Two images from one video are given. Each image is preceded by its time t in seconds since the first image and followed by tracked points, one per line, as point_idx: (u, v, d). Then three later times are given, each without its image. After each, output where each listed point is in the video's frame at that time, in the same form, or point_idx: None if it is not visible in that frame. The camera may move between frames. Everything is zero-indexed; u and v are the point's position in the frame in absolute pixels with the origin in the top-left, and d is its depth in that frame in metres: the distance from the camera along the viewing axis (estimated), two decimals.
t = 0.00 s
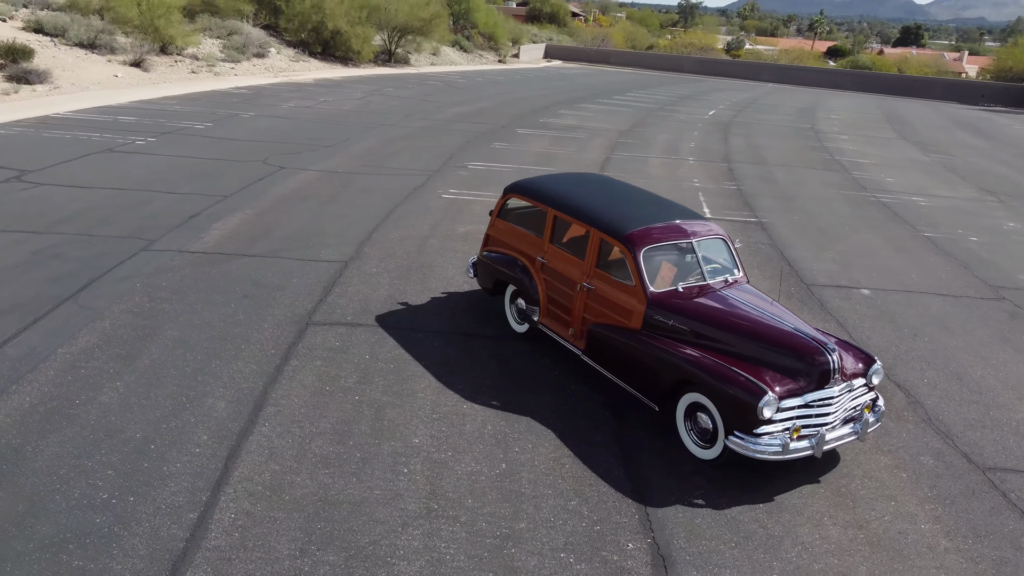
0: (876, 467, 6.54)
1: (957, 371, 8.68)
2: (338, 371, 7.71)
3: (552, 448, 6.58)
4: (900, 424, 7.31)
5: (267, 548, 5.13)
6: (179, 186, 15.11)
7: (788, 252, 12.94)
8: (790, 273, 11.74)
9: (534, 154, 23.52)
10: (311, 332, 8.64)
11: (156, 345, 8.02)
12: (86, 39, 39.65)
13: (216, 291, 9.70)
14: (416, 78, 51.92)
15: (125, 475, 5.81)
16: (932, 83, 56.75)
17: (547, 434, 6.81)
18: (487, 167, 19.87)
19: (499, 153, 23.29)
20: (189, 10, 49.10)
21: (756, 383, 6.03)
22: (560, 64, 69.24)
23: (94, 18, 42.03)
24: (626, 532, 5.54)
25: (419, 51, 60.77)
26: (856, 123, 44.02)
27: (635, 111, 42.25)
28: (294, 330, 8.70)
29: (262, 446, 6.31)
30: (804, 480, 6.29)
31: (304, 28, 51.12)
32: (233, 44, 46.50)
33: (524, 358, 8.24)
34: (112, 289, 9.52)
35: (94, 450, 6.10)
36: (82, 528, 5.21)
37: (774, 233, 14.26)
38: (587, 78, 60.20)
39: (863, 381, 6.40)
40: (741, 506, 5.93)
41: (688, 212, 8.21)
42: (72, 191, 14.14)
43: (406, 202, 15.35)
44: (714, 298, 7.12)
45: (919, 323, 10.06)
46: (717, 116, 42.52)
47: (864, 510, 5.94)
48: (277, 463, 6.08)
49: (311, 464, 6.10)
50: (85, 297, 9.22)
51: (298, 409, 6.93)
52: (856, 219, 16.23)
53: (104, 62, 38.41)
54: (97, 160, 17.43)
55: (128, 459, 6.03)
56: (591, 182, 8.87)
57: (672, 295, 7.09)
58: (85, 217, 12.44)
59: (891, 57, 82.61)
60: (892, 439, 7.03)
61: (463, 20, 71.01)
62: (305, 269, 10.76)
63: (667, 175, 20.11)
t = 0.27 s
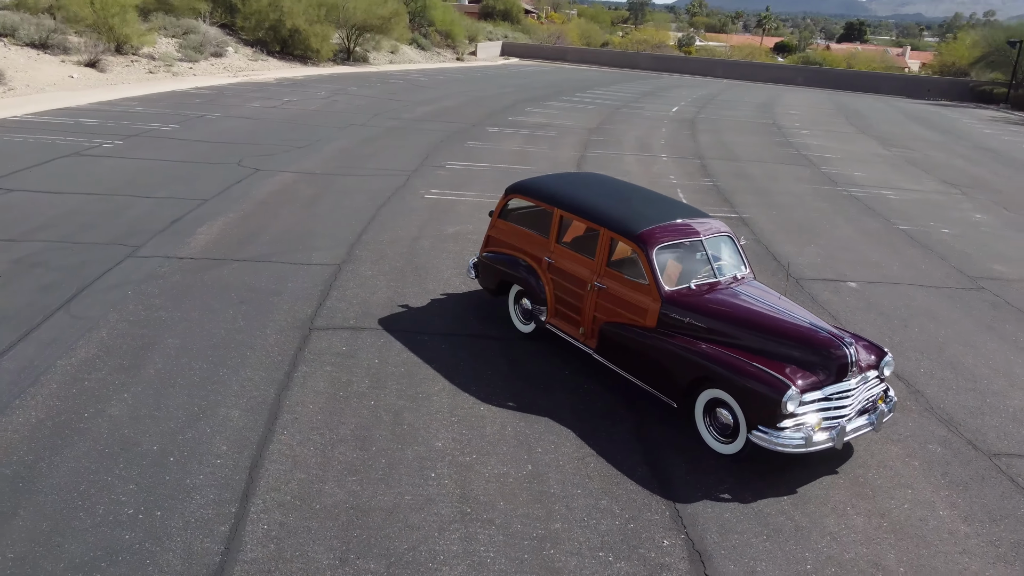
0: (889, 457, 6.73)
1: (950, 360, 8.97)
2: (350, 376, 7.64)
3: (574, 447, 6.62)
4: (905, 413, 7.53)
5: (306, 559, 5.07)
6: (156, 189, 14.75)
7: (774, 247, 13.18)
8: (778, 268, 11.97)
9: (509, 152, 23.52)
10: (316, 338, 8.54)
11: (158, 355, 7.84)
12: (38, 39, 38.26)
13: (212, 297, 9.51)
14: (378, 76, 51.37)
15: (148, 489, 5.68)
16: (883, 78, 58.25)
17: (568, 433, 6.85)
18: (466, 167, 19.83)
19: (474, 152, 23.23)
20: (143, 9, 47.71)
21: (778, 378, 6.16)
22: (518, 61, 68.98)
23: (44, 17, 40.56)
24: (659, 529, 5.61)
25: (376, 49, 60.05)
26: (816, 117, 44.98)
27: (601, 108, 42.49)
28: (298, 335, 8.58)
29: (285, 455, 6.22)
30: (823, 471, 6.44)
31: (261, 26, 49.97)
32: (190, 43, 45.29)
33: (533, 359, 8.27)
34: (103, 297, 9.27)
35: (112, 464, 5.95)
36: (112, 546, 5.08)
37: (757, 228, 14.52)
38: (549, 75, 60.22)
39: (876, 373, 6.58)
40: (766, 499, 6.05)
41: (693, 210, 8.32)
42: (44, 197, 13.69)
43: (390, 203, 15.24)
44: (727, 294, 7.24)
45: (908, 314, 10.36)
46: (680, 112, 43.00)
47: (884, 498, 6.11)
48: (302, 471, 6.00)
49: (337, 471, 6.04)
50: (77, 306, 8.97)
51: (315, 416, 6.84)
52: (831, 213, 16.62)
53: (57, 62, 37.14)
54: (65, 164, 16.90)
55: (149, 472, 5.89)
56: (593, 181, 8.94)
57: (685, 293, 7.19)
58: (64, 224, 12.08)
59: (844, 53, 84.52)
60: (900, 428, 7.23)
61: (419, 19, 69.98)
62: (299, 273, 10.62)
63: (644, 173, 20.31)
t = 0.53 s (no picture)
0: (898, 445, 6.94)
1: (940, 349, 9.27)
2: (363, 380, 7.57)
3: (597, 445, 6.68)
4: (907, 402, 7.77)
5: (347, 566, 5.02)
6: (132, 193, 14.37)
7: (758, 241, 13.43)
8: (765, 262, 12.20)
9: (483, 151, 23.47)
10: (321, 342, 8.44)
11: (163, 363, 7.67)
12: None
13: (208, 303, 9.33)
14: (338, 74, 50.67)
15: (174, 501, 5.56)
16: (836, 73, 59.64)
17: (588, 431, 6.91)
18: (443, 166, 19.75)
19: (448, 150, 23.13)
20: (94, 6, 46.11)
21: (798, 371, 6.32)
22: (474, 59, 68.18)
23: None
24: (691, 523, 5.69)
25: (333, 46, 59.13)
26: (775, 112, 45.85)
27: (567, 105, 42.62)
28: (302, 340, 8.48)
29: (309, 461, 6.15)
30: (838, 461, 6.62)
31: (216, 24, 48.60)
32: (145, 42, 43.90)
33: (542, 357, 8.31)
34: (96, 305, 9.02)
35: (133, 477, 5.81)
36: (147, 561, 4.96)
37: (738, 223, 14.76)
38: (510, 73, 60.05)
39: (887, 362, 6.78)
40: (788, 490, 6.19)
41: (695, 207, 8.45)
42: (16, 202, 13.23)
43: (374, 203, 15.12)
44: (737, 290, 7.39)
45: (895, 305, 10.67)
46: (644, 108, 43.41)
47: (899, 486, 6.31)
48: (329, 478, 5.94)
49: (365, 477, 5.99)
50: (69, 315, 8.70)
51: (333, 422, 6.77)
52: (806, 207, 17.01)
53: (6, 63, 35.71)
54: (31, 168, 16.33)
55: (173, 483, 5.76)
56: (594, 179, 9.01)
57: (698, 289, 7.31)
58: (42, 230, 11.70)
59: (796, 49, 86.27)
60: (904, 417, 7.46)
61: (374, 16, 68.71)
62: (293, 276, 10.48)
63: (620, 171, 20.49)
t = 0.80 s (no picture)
0: (906, 432, 7.17)
1: (929, 337, 9.60)
2: (377, 384, 7.52)
3: (618, 441, 6.76)
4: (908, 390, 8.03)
5: (392, 572, 4.99)
6: (106, 197, 13.95)
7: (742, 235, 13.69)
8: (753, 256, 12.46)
9: (457, 149, 23.38)
10: (328, 346, 8.36)
11: (170, 373, 7.49)
12: None
13: (205, 309, 9.13)
14: (296, 73, 49.75)
15: (205, 515, 5.44)
16: (789, 68, 60.90)
17: (608, 428, 6.98)
18: (420, 166, 19.68)
19: (421, 149, 22.98)
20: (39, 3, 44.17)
21: (817, 364, 6.48)
22: (430, 56, 67.30)
23: None
24: (723, 516, 5.80)
25: (288, 44, 57.75)
26: (735, 107, 46.63)
27: (531, 102, 42.61)
28: (308, 344, 8.37)
29: (337, 468, 6.09)
30: (852, 450, 6.80)
31: (168, 22, 46.99)
32: (95, 40, 42.38)
33: (552, 356, 8.35)
34: (90, 314, 8.76)
35: (159, 490, 5.68)
36: None
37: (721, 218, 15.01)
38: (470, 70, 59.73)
39: (895, 353, 6.98)
40: (809, 480, 6.35)
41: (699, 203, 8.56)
42: None
43: (357, 204, 14.99)
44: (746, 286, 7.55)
45: (880, 296, 11.00)
46: (607, 105, 43.71)
47: (913, 472, 6.52)
48: (360, 484, 5.89)
49: (395, 481, 5.95)
50: (63, 324, 8.44)
51: (354, 427, 6.71)
52: (780, 201, 17.38)
53: None
54: None
55: (201, 496, 5.64)
56: (595, 177, 9.07)
57: (709, 286, 7.44)
58: (18, 237, 11.29)
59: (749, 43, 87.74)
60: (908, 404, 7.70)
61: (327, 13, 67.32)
62: (288, 279, 10.34)
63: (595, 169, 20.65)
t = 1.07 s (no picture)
0: (912, 419, 7.42)
1: (917, 326, 9.93)
2: (392, 388, 7.47)
3: (641, 437, 6.84)
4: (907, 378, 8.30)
5: None
6: (79, 204, 13.50)
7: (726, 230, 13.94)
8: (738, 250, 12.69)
9: (429, 148, 23.22)
10: (336, 351, 8.26)
11: (179, 383, 7.32)
12: None
13: (204, 317, 8.93)
14: (252, 72, 48.57)
15: (241, 527, 5.35)
16: (742, 63, 61.98)
17: (629, 424, 7.06)
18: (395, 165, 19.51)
19: (393, 148, 22.76)
20: None
21: (834, 355, 6.66)
22: (383, 54, 66.20)
23: None
24: (753, 507, 5.93)
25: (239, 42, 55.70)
26: (694, 103, 47.23)
27: (494, 99, 42.48)
28: (316, 350, 8.27)
29: (367, 474, 6.04)
30: (865, 438, 7.01)
31: (115, 20, 45.30)
32: (40, 40, 40.68)
33: (563, 355, 8.41)
34: (84, 325, 8.49)
35: (190, 503, 5.56)
36: None
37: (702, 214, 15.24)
38: (428, 67, 59.16)
39: (902, 343, 7.20)
40: (829, 469, 6.52)
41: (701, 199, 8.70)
42: None
43: (339, 205, 14.81)
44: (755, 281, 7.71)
45: (865, 287, 11.33)
46: (568, 101, 43.87)
47: (925, 457, 6.76)
48: (394, 489, 5.86)
49: (429, 485, 5.94)
50: (58, 337, 8.17)
51: (377, 432, 6.65)
52: (754, 195, 17.74)
53: None
54: None
55: (234, 508, 5.54)
56: (596, 175, 9.14)
57: (720, 282, 7.58)
58: None
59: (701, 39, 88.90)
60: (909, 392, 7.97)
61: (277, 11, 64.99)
62: (284, 284, 10.18)
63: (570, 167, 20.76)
